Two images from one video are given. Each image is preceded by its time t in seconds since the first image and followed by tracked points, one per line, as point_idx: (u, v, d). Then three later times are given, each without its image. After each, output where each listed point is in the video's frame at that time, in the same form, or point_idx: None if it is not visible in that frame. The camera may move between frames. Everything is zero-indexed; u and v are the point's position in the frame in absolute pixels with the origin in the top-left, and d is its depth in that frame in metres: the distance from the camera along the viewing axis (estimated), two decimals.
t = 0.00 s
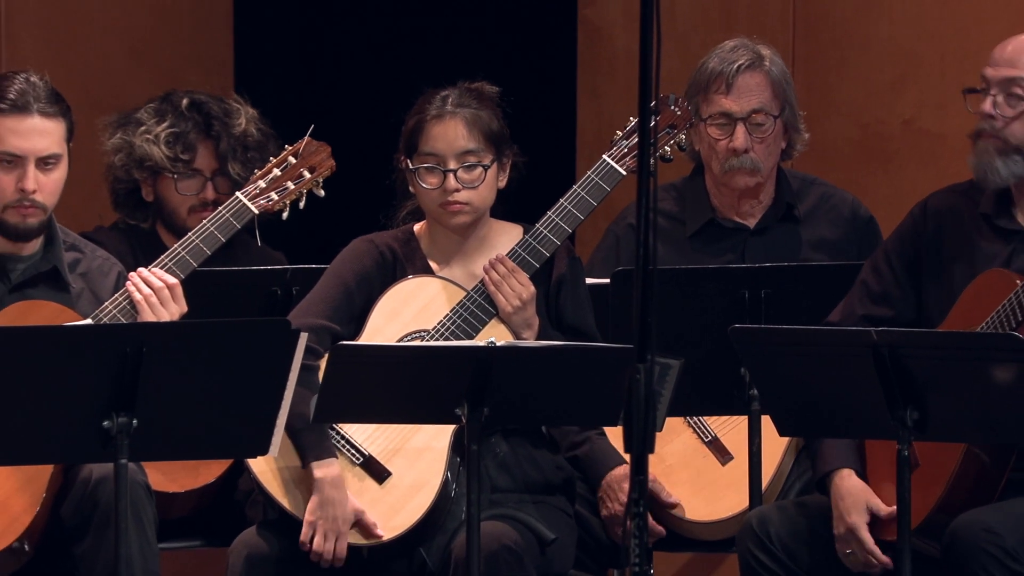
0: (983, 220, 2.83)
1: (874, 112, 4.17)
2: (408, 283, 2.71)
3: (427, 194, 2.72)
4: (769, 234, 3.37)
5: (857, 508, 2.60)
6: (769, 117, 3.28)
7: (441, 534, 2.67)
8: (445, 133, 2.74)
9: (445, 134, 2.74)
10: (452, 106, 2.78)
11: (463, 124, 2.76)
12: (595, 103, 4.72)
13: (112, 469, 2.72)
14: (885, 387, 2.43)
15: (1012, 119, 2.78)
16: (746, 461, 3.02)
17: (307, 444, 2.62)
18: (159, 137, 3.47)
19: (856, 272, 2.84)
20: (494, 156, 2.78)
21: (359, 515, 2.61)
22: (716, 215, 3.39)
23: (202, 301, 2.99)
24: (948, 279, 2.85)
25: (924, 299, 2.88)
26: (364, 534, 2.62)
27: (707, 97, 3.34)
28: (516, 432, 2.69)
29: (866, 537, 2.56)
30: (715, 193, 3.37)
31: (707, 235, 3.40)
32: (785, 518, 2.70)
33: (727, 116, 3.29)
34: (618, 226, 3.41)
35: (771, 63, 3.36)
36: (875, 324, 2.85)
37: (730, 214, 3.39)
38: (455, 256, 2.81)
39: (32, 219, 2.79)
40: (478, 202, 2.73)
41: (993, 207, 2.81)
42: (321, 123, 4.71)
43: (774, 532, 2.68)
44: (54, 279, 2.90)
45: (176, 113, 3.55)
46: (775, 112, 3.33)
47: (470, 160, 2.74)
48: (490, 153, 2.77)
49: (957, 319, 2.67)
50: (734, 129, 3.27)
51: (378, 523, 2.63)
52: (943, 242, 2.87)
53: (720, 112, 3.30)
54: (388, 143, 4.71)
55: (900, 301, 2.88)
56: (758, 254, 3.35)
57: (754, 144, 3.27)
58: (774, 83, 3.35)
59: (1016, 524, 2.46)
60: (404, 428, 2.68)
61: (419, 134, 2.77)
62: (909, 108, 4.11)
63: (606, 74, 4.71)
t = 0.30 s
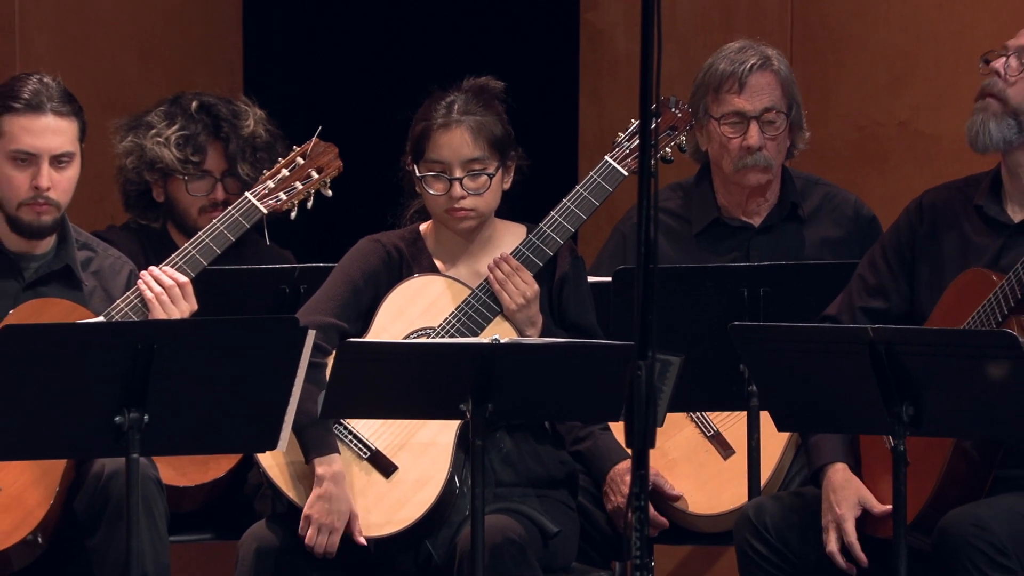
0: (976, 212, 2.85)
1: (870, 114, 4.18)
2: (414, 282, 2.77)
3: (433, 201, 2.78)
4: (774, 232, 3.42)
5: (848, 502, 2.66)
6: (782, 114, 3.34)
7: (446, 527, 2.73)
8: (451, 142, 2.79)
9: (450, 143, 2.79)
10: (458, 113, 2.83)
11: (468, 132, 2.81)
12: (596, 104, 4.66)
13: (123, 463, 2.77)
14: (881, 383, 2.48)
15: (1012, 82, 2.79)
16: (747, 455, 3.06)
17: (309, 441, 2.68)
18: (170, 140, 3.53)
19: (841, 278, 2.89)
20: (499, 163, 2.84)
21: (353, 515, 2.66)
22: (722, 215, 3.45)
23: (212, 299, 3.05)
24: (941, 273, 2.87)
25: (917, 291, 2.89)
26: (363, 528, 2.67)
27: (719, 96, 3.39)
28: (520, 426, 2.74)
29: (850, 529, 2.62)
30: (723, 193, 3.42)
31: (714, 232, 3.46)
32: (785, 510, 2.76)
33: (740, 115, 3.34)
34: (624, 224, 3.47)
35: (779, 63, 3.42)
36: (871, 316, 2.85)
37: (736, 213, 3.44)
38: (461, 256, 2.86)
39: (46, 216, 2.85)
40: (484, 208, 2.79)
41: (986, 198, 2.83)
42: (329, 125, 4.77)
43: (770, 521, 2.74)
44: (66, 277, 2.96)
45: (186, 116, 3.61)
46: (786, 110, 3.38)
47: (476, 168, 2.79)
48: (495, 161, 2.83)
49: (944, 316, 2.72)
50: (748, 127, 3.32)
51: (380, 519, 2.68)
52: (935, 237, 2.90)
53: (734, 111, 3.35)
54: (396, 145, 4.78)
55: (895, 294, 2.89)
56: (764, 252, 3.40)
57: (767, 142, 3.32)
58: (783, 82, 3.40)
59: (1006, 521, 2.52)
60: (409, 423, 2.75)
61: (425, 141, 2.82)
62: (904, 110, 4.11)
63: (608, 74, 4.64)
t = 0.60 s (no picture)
0: (972, 218, 2.83)
1: (863, 116, 4.20)
2: (418, 280, 2.82)
3: (437, 197, 2.83)
4: (771, 233, 3.48)
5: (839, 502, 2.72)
6: (784, 120, 3.40)
7: (448, 521, 2.77)
8: (455, 139, 2.85)
9: (454, 141, 2.85)
10: (461, 113, 2.89)
11: (472, 130, 2.86)
12: (596, 107, 4.61)
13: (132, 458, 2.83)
14: (876, 380, 2.53)
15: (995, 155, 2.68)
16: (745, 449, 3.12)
17: (317, 436, 2.73)
18: (177, 143, 3.58)
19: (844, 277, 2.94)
20: (501, 160, 2.89)
21: (367, 505, 2.72)
22: (720, 215, 3.50)
23: (219, 298, 3.10)
24: (936, 274, 2.87)
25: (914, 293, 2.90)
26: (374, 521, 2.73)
27: (721, 103, 3.43)
28: (522, 423, 2.79)
29: (846, 524, 2.69)
30: (724, 194, 3.47)
31: (714, 232, 3.51)
32: (779, 504, 2.82)
33: (743, 121, 3.39)
34: (624, 223, 3.53)
35: (777, 69, 3.48)
36: (869, 317, 2.88)
37: (735, 213, 3.50)
38: (464, 254, 2.91)
39: (60, 217, 2.91)
40: (486, 205, 2.84)
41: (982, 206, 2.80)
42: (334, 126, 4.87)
43: (768, 519, 2.79)
44: (76, 276, 3.01)
45: (193, 119, 3.67)
46: (786, 116, 3.44)
47: (479, 165, 2.84)
48: (497, 159, 2.88)
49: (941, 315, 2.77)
50: (751, 133, 3.38)
51: (387, 511, 2.74)
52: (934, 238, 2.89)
53: (736, 118, 3.40)
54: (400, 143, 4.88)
55: (891, 295, 2.91)
56: (762, 253, 3.45)
57: (770, 147, 3.37)
58: (782, 87, 3.46)
59: (999, 514, 2.58)
60: (413, 418, 2.80)
61: (430, 139, 2.88)
62: (896, 113, 4.15)
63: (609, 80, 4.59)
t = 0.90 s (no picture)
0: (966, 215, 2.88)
1: (857, 120, 4.25)
2: (420, 279, 2.88)
3: (437, 193, 2.89)
4: (763, 234, 3.54)
5: (839, 491, 2.75)
6: (772, 126, 3.45)
7: (450, 517, 2.83)
8: (456, 135, 2.91)
9: (455, 136, 2.91)
10: (462, 111, 2.95)
11: (473, 127, 2.92)
12: (596, 112, 4.77)
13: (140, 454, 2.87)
14: (868, 377, 2.59)
15: (987, 185, 2.72)
16: (739, 446, 3.17)
17: (325, 430, 2.80)
18: (184, 147, 3.64)
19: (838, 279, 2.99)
20: (502, 158, 2.94)
21: (370, 497, 2.78)
22: (713, 216, 3.56)
23: (224, 297, 3.16)
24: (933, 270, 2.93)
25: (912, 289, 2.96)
26: (380, 514, 2.78)
27: (709, 110, 3.48)
28: (522, 419, 2.85)
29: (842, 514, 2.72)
30: (717, 198, 3.51)
31: (705, 233, 3.57)
32: (776, 500, 2.87)
33: (731, 129, 3.44)
34: (619, 225, 3.58)
35: (764, 75, 3.53)
36: (869, 314, 2.93)
37: (726, 214, 3.54)
38: (464, 253, 2.97)
39: (71, 220, 2.97)
40: (486, 201, 2.89)
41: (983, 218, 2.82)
42: (338, 130, 4.88)
43: (763, 514, 2.84)
44: (86, 276, 3.08)
45: (200, 124, 3.73)
46: (774, 122, 3.49)
47: (479, 161, 2.90)
48: (498, 155, 2.94)
49: (937, 311, 2.82)
50: (739, 141, 3.43)
51: (391, 505, 2.79)
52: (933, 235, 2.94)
53: (724, 126, 3.45)
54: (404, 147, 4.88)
55: (890, 290, 2.96)
56: (754, 253, 3.52)
57: (758, 153, 3.42)
58: (769, 93, 3.51)
59: (991, 509, 2.62)
60: (415, 415, 2.85)
61: (433, 136, 2.93)
62: (889, 116, 4.19)
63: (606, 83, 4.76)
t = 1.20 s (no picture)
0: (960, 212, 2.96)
1: (849, 121, 4.30)
2: (420, 278, 2.93)
3: (439, 196, 2.94)
4: (756, 234, 3.59)
5: (830, 480, 2.82)
6: (758, 117, 3.52)
7: (450, 511, 2.88)
8: (456, 139, 2.96)
9: (456, 140, 2.96)
10: (462, 115, 3.01)
11: (473, 131, 2.98)
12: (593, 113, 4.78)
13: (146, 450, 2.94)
14: (861, 374, 2.64)
15: (958, 173, 2.84)
16: (733, 443, 3.23)
17: (323, 427, 2.85)
18: (190, 150, 3.70)
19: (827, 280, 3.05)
20: (501, 160, 3.00)
21: (364, 495, 2.83)
22: (706, 216, 3.61)
23: (229, 296, 3.22)
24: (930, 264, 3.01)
25: (910, 282, 3.05)
26: (375, 510, 2.84)
27: (698, 103, 3.57)
28: (521, 416, 2.91)
29: (832, 504, 2.79)
30: (707, 194, 3.58)
31: (699, 233, 3.62)
32: (770, 495, 2.92)
33: (718, 120, 3.51)
34: (616, 226, 3.63)
35: (753, 70, 3.60)
36: (867, 304, 3.03)
37: (719, 213, 3.60)
38: (464, 253, 3.03)
39: (83, 215, 3.03)
40: (486, 203, 2.95)
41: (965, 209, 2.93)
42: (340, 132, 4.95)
43: (757, 507, 2.90)
44: (93, 275, 3.14)
45: (205, 126, 3.78)
46: (761, 114, 3.56)
47: (479, 164, 2.95)
48: (497, 158, 2.99)
49: (932, 307, 2.88)
50: (726, 131, 3.50)
51: (391, 501, 2.85)
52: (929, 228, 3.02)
53: (712, 116, 3.52)
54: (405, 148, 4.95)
55: (890, 283, 3.05)
56: (747, 253, 3.57)
57: (745, 143, 3.49)
58: (757, 88, 3.58)
59: (980, 502, 2.68)
60: (416, 412, 2.91)
61: (433, 139, 2.99)
62: (881, 118, 4.24)
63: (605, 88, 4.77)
